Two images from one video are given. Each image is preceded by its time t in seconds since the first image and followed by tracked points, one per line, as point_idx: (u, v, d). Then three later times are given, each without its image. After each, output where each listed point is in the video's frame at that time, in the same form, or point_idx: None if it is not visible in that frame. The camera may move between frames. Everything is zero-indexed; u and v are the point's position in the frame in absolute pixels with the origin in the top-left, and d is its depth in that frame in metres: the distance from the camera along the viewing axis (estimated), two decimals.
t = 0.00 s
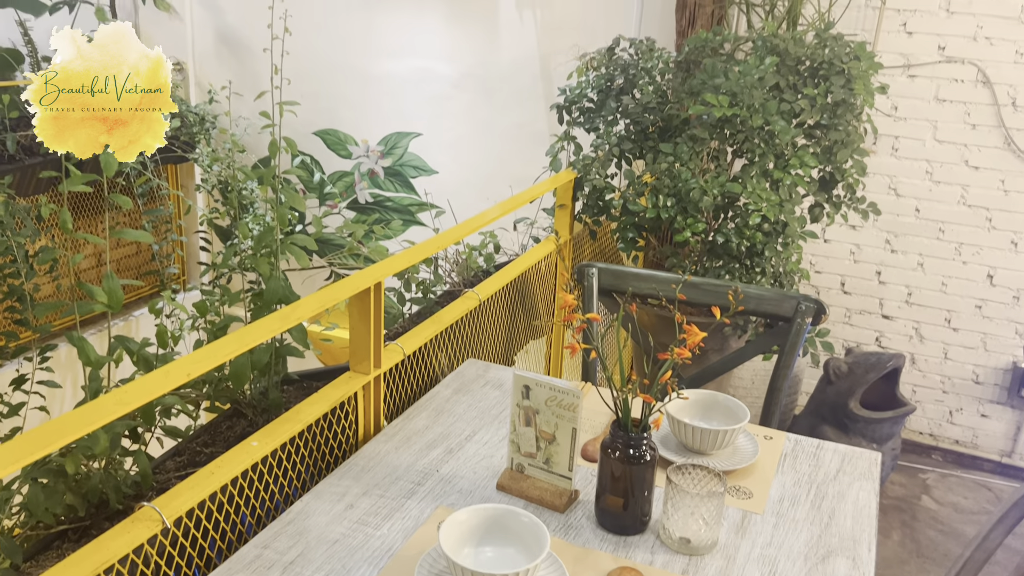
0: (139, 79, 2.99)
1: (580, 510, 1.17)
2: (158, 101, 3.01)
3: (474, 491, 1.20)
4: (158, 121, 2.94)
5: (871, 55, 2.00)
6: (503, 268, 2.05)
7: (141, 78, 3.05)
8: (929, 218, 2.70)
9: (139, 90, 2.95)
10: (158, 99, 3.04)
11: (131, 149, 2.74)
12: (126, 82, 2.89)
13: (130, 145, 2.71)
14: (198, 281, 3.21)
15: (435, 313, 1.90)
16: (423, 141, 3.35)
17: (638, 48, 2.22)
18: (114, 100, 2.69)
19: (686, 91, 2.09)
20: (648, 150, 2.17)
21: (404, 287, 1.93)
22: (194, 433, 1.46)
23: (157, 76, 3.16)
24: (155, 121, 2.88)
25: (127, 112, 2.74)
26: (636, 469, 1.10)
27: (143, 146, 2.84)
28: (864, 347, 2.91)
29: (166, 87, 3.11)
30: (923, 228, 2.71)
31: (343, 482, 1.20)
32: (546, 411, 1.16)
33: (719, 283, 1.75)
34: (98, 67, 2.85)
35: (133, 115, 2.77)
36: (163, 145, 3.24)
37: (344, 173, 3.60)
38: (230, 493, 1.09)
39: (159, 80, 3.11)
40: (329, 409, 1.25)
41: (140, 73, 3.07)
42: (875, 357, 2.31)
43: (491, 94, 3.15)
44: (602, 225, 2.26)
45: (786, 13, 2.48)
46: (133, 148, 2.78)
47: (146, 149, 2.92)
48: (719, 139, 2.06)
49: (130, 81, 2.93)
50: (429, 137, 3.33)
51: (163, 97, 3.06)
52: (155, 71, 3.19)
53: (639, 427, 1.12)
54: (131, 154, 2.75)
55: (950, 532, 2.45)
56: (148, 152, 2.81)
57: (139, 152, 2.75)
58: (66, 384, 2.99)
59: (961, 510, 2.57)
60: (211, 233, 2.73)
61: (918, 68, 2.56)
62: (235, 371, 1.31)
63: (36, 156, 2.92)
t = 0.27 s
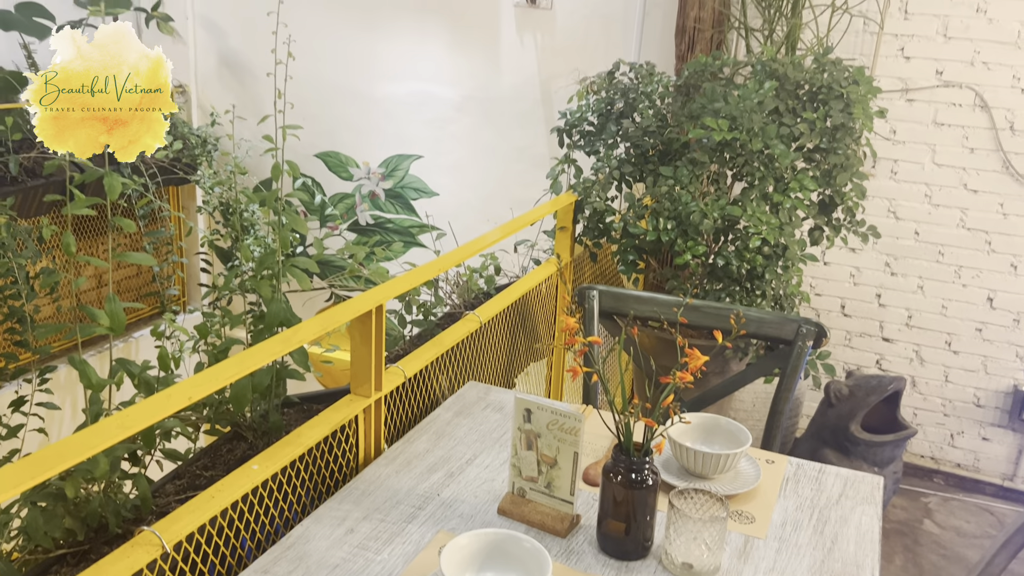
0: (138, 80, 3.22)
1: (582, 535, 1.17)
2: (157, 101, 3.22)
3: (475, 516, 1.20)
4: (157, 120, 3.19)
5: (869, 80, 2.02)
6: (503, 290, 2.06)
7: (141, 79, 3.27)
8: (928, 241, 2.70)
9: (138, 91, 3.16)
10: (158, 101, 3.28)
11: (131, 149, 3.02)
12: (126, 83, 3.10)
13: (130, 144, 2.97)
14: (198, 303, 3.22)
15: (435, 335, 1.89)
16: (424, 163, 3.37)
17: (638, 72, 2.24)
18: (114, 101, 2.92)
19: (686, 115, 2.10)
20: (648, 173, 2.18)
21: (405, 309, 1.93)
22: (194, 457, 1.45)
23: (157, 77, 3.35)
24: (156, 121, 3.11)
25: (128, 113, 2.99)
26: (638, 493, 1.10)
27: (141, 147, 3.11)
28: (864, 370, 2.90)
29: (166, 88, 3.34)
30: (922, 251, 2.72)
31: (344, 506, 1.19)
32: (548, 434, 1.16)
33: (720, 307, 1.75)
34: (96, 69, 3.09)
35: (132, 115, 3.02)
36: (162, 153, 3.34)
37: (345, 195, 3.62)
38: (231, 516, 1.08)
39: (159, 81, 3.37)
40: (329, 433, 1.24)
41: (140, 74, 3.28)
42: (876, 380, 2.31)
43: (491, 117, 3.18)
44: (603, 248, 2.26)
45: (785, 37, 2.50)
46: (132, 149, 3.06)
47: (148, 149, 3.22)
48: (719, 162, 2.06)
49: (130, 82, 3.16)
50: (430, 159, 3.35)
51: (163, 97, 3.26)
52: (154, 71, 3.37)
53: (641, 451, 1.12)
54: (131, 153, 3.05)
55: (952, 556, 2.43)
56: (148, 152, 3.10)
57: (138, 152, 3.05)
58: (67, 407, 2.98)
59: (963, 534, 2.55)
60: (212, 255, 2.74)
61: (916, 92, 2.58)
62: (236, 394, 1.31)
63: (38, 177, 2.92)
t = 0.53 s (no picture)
0: (139, 79, 3.73)
1: (582, 560, 1.16)
2: (157, 101, 3.77)
3: (476, 540, 1.19)
4: (157, 123, 3.66)
5: (867, 105, 2.04)
6: (503, 313, 2.06)
7: (141, 79, 3.75)
8: (927, 264, 2.71)
9: (139, 91, 3.72)
10: (153, 100, 3.76)
11: (131, 148, 3.54)
12: (127, 84, 3.68)
13: (128, 145, 3.52)
14: (198, 324, 3.23)
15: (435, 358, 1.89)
16: (424, 186, 3.39)
17: (638, 97, 2.25)
18: (114, 100, 3.55)
19: (685, 139, 2.12)
20: (648, 196, 2.18)
21: (404, 331, 1.93)
22: (193, 480, 1.45)
23: (157, 75, 3.79)
24: (154, 121, 3.65)
25: (126, 113, 3.57)
26: (639, 518, 1.09)
27: (141, 148, 3.57)
28: (864, 393, 2.90)
29: (162, 89, 3.81)
30: (921, 273, 2.72)
31: (343, 530, 1.19)
32: (548, 458, 1.16)
33: (720, 329, 1.75)
34: (97, 71, 3.69)
35: (132, 117, 3.60)
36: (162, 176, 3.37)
37: (345, 217, 3.63)
38: (229, 541, 1.07)
39: (155, 82, 3.80)
40: (329, 456, 1.24)
41: (140, 74, 3.74)
42: (875, 403, 2.31)
43: (490, 140, 3.20)
44: (603, 270, 2.26)
45: (783, 62, 2.52)
46: (132, 147, 3.57)
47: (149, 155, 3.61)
48: (718, 185, 2.07)
49: (131, 83, 3.71)
50: (430, 181, 3.37)
51: (163, 97, 3.78)
52: (155, 71, 3.78)
53: (641, 475, 1.11)
54: (131, 152, 3.55)
55: None
56: (148, 150, 3.57)
57: (138, 151, 3.54)
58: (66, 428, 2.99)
59: (964, 558, 2.53)
60: (213, 277, 2.75)
61: (914, 116, 2.59)
62: (236, 417, 1.30)
63: (40, 200, 2.93)
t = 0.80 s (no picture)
0: (139, 79, 3.73)
1: None
2: (157, 100, 3.76)
3: (473, 565, 1.18)
4: (156, 121, 3.69)
5: (864, 129, 2.06)
6: (501, 334, 2.06)
7: (141, 79, 3.75)
8: (924, 286, 2.72)
9: (139, 90, 3.73)
10: (152, 99, 3.75)
11: (131, 148, 3.57)
12: (127, 84, 3.69)
13: (127, 145, 3.56)
14: (196, 346, 3.22)
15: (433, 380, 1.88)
16: (423, 208, 3.40)
17: (636, 120, 2.27)
18: (114, 101, 3.57)
19: (683, 161, 2.13)
20: (646, 219, 2.19)
21: (402, 354, 1.93)
22: (189, 503, 1.44)
23: (157, 74, 3.77)
24: (154, 121, 3.68)
25: (123, 111, 3.59)
26: (638, 543, 1.09)
27: (140, 148, 3.60)
28: (863, 416, 2.90)
29: (164, 88, 3.78)
30: (918, 296, 2.73)
31: (340, 555, 1.18)
32: (546, 482, 1.15)
33: (720, 352, 1.75)
34: (96, 70, 3.69)
35: (132, 116, 3.64)
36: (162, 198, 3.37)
37: (344, 239, 3.60)
38: (225, 566, 1.07)
39: (156, 81, 3.77)
40: (326, 480, 1.23)
41: (140, 74, 3.76)
42: (875, 426, 2.30)
43: (488, 161, 3.22)
44: (601, 292, 2.27)
45: (779, 86, 2.55)
46: (132, 147, 3.60)
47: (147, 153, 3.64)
48: (715, 209, 2.08)
49: (131, 83, 3.71)
50: (429, 203, 3.38)
51: (163, 97, 3.77)
52: (154, 71, 3.77)
53: (640, 499, 1.11)
54: (131, 152, 3.58)
55: None
56: (146, 150, 3.60)
57: (138, 152, 3.57)
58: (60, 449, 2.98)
59: None
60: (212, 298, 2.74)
61: (910, 140, 2.61)
62: (233, 440, 1.30)
63: (39, 222, 2.93)
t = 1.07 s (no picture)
0: (138, 79, 3.84)
1: None
2: (156, 100, 3.85)
3: None
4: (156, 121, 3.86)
5: (860, 152, 2.08)
6: (499, 356, 2.06)
7: (141, 79, 3.85)
8: (922, 308, 2.72)
9: (139, 90, 3.83)
10: (151, 99, 3.85)
11: (131, 148, 3.82)
12: (127, 84, 3.83)
13: (128, 145, 3.82)
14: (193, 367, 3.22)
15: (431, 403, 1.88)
16: (421, 229, 3.41)
17: (634, 143, 2.29)
18: (114, 102, 3.79)
19: (680, 184, 2.14)
20: (644, 241, 2.20)
21: (401, 375, 1.93)
22: (185, 526, 1.44)
23: (157, 74, 3.85)
24: (154, 121, 3.85)
25: (124, 113, 3.80)
26: (637, 567, 1.08)
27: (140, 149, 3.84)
28: (862, 439, 2.89)
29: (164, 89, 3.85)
30: (916, 318, 2.73)
31: None
32: (545, 506, 1.14)
33: (720, 375, 1.75)
34: (96, 71, 3.83)
35: (133, 116, 3.84)
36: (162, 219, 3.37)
37: (343, 259, 3.62)
38: None
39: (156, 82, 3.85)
40: (324, 502, 1.22)
41: (140, 74, 3.85)
42: (873, 449, 2.30)
43: (486, 183, 3.23)
44: (600, 314, 2.27)
45: (777, 110, 2.57)
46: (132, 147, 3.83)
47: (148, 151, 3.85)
48: (713, 231, 2.10)
49: (131, 83, 3.84)
50: (428, 225, 3.39)
51: (162, 97, 3.84)
52: (154, 71, 3.85)
53: (640, 524, 1.10)
54: (131, 151, 3.83)
55: None
56: (146, 150, 3.85)
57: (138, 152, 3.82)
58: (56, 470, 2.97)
59: None
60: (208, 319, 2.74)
61: (906, 163, 2.63)
62: (230, 463, 1.30)
63: (38, 242, 2.94)
